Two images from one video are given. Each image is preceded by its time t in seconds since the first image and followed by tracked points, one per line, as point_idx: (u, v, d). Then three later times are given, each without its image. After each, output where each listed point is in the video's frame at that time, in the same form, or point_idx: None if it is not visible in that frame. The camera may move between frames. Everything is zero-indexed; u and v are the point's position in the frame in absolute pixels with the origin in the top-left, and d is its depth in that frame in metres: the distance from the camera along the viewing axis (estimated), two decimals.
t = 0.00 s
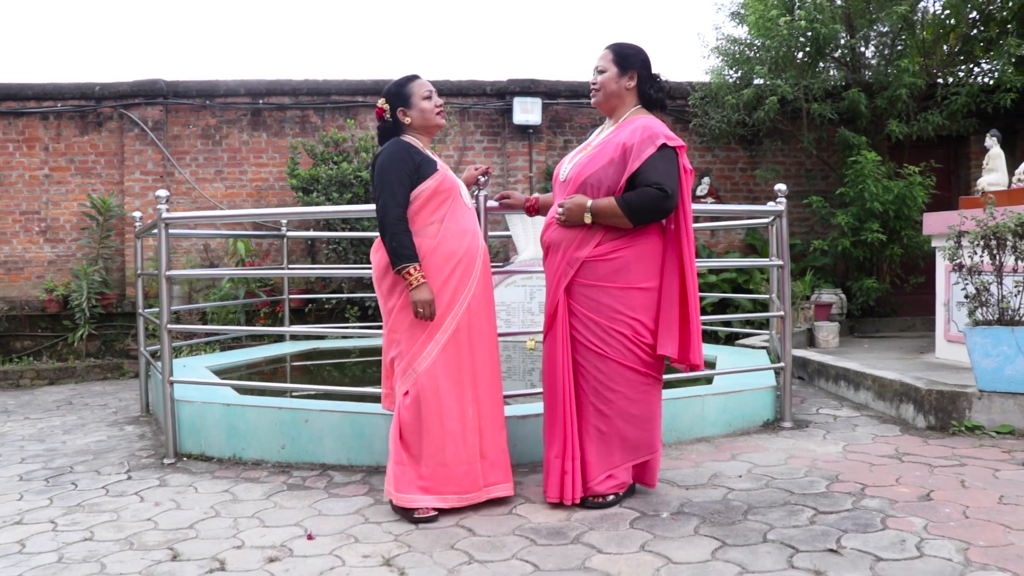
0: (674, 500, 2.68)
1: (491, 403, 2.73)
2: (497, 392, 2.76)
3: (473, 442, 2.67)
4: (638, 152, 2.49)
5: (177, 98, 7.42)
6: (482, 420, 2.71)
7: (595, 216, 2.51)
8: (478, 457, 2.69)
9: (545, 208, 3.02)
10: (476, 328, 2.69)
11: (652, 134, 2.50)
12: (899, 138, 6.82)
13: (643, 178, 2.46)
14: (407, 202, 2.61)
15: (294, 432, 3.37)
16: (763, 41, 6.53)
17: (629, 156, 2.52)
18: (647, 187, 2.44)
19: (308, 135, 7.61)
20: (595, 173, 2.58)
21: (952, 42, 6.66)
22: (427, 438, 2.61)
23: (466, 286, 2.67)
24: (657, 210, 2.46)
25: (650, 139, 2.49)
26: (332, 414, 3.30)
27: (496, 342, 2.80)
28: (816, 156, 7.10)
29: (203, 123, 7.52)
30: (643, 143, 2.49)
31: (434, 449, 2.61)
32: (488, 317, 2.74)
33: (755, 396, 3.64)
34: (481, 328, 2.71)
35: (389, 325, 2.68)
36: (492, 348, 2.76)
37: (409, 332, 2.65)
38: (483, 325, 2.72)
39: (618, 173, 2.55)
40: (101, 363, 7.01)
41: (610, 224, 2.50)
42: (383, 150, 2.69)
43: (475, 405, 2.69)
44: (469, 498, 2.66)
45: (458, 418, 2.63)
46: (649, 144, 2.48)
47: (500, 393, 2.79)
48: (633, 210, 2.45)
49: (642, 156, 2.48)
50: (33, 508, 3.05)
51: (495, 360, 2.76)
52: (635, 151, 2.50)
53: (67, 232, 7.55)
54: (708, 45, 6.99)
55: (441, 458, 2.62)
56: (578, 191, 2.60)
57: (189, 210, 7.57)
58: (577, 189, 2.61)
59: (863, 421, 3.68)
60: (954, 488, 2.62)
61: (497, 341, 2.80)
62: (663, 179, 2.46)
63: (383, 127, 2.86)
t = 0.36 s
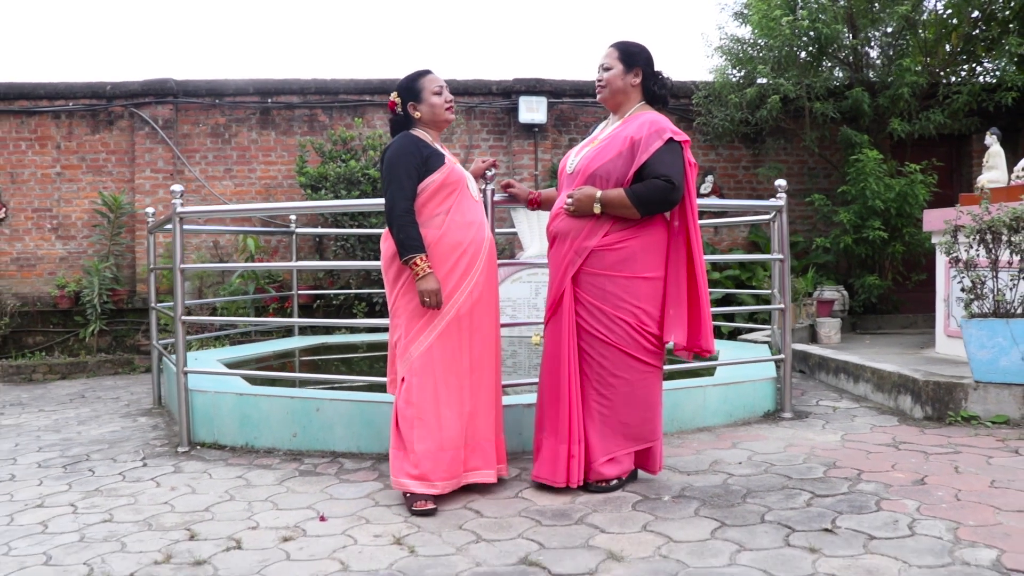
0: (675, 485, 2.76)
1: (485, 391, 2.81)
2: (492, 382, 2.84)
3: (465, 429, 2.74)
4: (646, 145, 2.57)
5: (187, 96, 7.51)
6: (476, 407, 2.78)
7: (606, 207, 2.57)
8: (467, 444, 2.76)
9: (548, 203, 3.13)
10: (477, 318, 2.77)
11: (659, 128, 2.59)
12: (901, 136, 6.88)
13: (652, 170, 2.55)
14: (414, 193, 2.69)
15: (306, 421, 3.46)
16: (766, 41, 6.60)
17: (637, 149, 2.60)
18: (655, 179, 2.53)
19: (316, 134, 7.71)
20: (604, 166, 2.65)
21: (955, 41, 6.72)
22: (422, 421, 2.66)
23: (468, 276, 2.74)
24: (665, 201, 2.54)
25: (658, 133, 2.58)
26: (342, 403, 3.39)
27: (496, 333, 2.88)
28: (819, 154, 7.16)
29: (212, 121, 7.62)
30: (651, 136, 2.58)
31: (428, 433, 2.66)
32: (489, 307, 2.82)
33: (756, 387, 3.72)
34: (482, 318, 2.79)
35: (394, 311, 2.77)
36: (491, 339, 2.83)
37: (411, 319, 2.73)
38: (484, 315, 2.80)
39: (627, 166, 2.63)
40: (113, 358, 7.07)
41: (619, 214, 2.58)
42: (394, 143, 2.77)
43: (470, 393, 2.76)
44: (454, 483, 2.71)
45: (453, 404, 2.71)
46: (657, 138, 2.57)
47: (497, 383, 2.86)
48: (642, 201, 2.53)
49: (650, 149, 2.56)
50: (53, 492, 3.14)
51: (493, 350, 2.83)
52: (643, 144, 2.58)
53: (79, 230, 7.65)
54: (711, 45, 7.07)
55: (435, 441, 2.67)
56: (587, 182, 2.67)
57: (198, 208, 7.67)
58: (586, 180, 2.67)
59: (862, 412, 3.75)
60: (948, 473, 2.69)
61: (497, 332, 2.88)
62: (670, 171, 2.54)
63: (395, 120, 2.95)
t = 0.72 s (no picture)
0: (678, 473, 2.81)
1: (488, 381, 2.84)
2: (496, 371, 2.87)
3: (467, 417, 2.78)
4: (658, 138, 2.64)
5: (196, 95, 7.59)
6: (478, 395, 2.82)
7: (625, 199, 2.60)
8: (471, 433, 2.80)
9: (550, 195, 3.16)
10: (477, 308, 2.80)
11: (668, 123, 2.68)
12: (904, 134, 6.91)
13: (664, 163, 2.62)
14: (407, 186, 2.74)
15: (315, 413, 3.47)
16: (769, 39, 6.64)
17: (649, 143, 2.66)
18: (670, 171, 2.60)
19: (323, 132, 7.78)
20: (616, 159, 2.67)
21: (957, 40, 6.77)
22: (423, 411, 2.73)
23: (466, 267, 2.78)
24: (678, 193, 2.62)
25: (668, 127, 2.66)
26: (351, 394, 3.41)
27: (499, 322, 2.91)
28: (822, 152, 7.21)
29: (220, 120, 7.69)
30: (662, 131, 2.65)
31: (430, 422, 2.74)
32: (490, 297, 2.85)
33: (758, 380, 3.76)
34: (483, 308, 2.82)
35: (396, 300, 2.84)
36: (494, 329, 2.86)
37: (410, 309, 2.78)
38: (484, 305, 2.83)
39: (638, 158, 2.67)
40: (122, 354, 7.09)
41: (634, 206, 2.62)
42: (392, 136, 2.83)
43: (472, 382, 2.80)
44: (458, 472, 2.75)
45: (455, 393, 2.76)
46: (668, 132, 2.65)
47: (499, 373, 2.90)
48: (658, 193, 2.59)
49: (662, 143, 2.64)
50: (68, 480, 3.05)
51: (496, 340, 2.87)
52: (655, 138, 2.65)
53: (88, 227, 7.71)
54: (715, 44, 7.12)
55: (437, 429, 2.74)
56: (600, 174, 2.68)
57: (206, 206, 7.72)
58: (599, 171, 2.68)
59: (863, 404, 3.80)
60: (946, 461, 2.75)
61: (500, 321, 2.91)
62: (682, 163, 2.63)
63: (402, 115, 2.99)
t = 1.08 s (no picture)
0: (680, 467, 2.83)
1: (485, 377, 2.77)
2: (494, 367, 2.79)
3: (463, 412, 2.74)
4: (660, 134, 2.68)
5: (201, 94, 7.63)
6: (473, 392, 2.76)
7: (636, 195, 2.61)
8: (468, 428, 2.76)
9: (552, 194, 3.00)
10: (469, 304, 2.73)
11: (665, 119, 2.73)
12: (907, 132, 6.92)
13: (666, 159, 2.67)
14: (392, 183, 2.73)
15: (320, 409, 3.46)
16: (773, 37, 6.65)
17: (653, 137, 2.67)
18: (674, 167, 2.65)
19: (328, 131, 7.80)
20: (622, 154, 2.65)
21: (962, 38, 6.70)
22: (420, 408, 2.71)
23: (454, 263, 2.71)
24: (682, 188, 2.68)
25: (667, 124, 2.71)
26: (355, 390, 3.40)
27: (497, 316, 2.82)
28: (825, 149, 7.22)
29: (225, 119, 7.73)
30: (662, 127, 2.69)
31: (428, 418, 2.72)
32: (485, 291, 2.77)
33: (760, 375, 3.77)
34: (477, 303, 2.75)
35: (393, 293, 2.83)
36: (490, 324, 2.78)
37: (403, 304, 2.76)
38: (478, 299, 2.75)
39: (642, 153, 2.68)
40: (127, 351, 7.12)
41: (641, 201, 2.64)
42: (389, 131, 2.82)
43: (466, 378, 2.75)
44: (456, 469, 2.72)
45: (451, 389, 2.73)
46: (667, 128, 2.70)
47: (498, 369, 2.81)
48: (666, 188, 2.63)
49: (665, 139, 2.68)
50: (75, 475, 3.08)
51: (493, 335, 2.79)
52: (657, 133, 2.68)
53: (94, 226, 7.75)
54: (718, 42, 7.13)
55: (433, 425, 2.71)
56: (608, 168, 2.65)
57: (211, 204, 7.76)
58: (607, 166, 2.64)
59: (865, 400, 3.81)
60: (947, 455, 2.76)
61: (498, 314, 2.82)
62: (682, 160, 2.69)
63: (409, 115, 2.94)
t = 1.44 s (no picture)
0: (682, 467, 2.82)
1: (471, 382, 2.60)
2: (482, 373, 2.62)
3: (449, 417, 2.62)
4: (660, 133, 2.67)
5: (204, 94, 7.63)
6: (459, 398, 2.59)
7: (645, 194, 2.60)
8: (454, 434, 2.62)
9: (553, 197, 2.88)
10: (456, 305, 2.59)
11: (661, 118, 2.72)
12: (911, 131, 6.90)
13: (666, 159, 2.69)
14: (385, 180, 2.67)
15: (322, 409, 3.45)
16: (776, 37, 6.63)
17: (655, 135, 2.66)
18: (675, 167, 2.67)
19: (331, 130, 7.80)
20: (628, 152, 2.61)
21: (966, 37, 6.68)
22: (410, 409, 2.64)
23: (441, 262, 2.59)
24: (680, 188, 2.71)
25: (664, 123, 2.71)
26: (357, 390, 3.40)
27: (490, 319, 2.65)
28: (829, 149, 7.20)
29: (228, 118, 7.73)
30: (661, 125, 2.69)
31: (416, 419, 2.63)
32: (475, 292, 2.62)
33: (763, 376, 3.76)
34: (466, 304, 2.60)
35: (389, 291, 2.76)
36: (481, 327, 2.62)
37: (395, 304, 2.69)
38: (467, 301, 2.60)
39: (644, 151, 2.66)
40: (130, 351, 7.13)
41: (645, 200, 2.63)
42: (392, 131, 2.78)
43: (451, 381, 2.61)
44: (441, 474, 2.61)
45: (437, 392, 2.62)
46: (664, 127, 2.70)
47: (489, 377, 2.63)
48: (669, 188, 2.65)
49: (665, 138, 2.68)
50: (78, 474, 3.08)
51: (483, 339, 2.62)
52: (658, 132, 2.67)
53: (97, 225, 7.76)
54: (722, 41, 7.11)
55: (420, 427, 2.63)
56: (615, 166, 2.60)
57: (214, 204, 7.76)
58: (614, 164, 2.60)
59: (867, 400, 3.80)
60: (950, 456, 2.75)
61: (490, 318, 2.65)
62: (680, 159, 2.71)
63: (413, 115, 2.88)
